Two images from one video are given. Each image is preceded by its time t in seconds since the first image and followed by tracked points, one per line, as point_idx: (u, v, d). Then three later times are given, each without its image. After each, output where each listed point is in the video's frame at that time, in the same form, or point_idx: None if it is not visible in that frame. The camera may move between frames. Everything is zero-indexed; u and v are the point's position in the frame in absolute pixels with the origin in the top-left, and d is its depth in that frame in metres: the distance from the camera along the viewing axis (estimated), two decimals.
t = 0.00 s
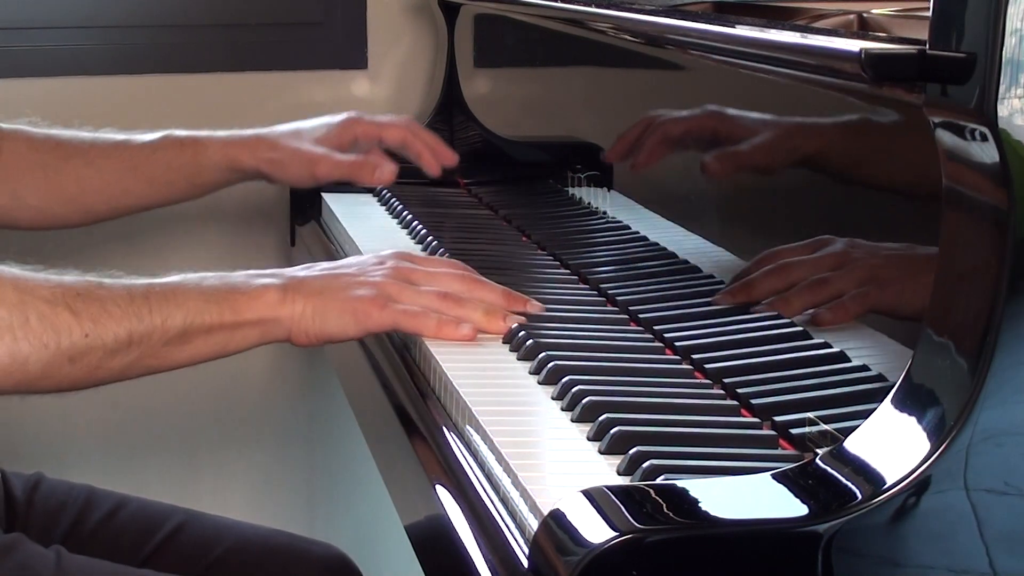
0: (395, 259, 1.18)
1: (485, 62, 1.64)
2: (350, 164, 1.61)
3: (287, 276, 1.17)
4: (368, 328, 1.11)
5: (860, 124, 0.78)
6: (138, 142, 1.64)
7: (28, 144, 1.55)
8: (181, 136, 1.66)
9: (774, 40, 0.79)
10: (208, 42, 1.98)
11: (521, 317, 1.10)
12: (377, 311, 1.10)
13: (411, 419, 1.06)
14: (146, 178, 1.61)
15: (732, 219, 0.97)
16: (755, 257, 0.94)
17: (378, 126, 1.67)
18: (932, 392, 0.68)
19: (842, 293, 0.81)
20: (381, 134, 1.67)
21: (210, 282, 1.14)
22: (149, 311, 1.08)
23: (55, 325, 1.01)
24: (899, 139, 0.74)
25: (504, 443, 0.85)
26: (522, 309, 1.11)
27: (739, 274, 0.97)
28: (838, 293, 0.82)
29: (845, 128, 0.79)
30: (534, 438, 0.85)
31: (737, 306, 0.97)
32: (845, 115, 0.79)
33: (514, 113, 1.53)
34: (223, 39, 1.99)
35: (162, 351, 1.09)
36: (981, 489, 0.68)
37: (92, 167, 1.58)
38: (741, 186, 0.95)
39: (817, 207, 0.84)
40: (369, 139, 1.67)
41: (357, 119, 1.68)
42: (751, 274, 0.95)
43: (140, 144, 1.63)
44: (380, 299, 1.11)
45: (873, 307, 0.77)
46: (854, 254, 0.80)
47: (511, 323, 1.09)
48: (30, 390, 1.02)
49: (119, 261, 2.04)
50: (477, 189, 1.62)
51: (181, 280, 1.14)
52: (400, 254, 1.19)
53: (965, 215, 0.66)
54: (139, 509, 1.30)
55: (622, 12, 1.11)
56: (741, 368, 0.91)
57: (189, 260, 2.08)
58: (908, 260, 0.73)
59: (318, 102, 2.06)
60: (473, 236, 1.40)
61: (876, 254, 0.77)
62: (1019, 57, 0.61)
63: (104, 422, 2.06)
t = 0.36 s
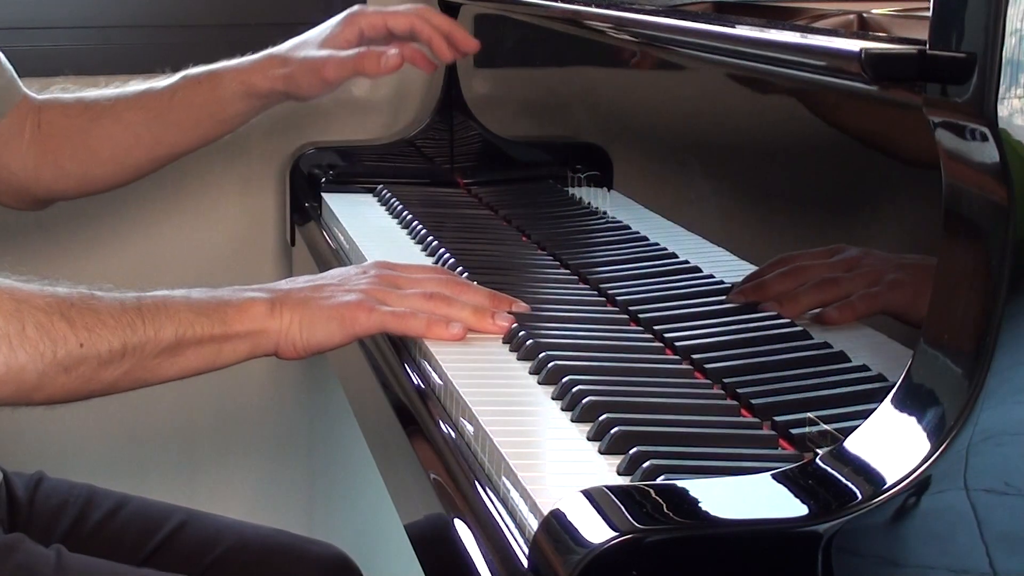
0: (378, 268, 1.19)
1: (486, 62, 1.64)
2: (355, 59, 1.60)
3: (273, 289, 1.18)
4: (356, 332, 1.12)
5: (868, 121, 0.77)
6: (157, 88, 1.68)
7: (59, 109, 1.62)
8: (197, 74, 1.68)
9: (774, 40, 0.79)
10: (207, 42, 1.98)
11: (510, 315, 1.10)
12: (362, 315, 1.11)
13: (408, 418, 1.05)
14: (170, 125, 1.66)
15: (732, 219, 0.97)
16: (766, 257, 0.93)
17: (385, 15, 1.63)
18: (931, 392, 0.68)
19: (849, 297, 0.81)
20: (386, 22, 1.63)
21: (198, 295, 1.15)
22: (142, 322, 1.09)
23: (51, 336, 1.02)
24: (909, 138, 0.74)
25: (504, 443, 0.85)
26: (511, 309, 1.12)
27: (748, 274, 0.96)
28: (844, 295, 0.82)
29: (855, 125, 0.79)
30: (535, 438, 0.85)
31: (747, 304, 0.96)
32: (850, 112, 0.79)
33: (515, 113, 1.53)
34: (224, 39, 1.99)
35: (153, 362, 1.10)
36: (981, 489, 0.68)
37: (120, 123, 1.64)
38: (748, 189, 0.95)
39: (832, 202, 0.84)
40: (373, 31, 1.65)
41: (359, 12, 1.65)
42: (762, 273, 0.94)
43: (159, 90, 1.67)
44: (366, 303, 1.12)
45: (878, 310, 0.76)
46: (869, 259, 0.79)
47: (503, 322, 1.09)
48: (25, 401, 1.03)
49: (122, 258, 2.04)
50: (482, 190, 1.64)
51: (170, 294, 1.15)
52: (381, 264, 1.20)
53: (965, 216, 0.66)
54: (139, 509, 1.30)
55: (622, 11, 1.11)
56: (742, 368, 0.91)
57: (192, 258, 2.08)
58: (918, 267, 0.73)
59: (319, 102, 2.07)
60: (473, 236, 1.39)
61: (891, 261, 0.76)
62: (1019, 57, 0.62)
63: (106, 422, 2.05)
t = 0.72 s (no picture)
0: (396, 196, 1.12)
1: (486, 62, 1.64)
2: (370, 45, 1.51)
3: (286, 219, 1.14)
4: (378, 262, 1.08)
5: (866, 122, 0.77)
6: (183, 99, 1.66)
7: (94, 127, 1.62)
8: (220, 83, 1.65)
9: (774, 40, 0.79)
10: (207, 42, 1.98)
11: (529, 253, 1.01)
12: (383, 247, 1.07)
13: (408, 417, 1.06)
14: (197, 139, 1.64)
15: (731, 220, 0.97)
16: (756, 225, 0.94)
17: None
18: (932, 392, 0.68)
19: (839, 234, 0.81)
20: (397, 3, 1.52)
21: (209, 242, 1.12)
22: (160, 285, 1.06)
23: (76, 326, 1.00)
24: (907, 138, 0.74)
25: (504, 443, 0.85)
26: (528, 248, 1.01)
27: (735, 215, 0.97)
28: (833, 231, 0.82)
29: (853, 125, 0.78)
30: (535, 438, 0.85)
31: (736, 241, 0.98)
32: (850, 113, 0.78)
33: (515, 113, 1.53)
34: (225, 38, 1.99)
35: (180, 323, 1.08)
36: (980, 488, 0.68)
37: (151, 138, 1.63)
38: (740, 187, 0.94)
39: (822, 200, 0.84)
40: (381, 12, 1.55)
41: None
42: (749, 213, 0.95)
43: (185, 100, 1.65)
44: (390, 233, 1.08)
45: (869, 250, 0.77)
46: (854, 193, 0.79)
47: (522, 259, 1.01)
48: (66, 393, 1.02)
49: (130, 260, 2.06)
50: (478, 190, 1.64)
51: (184, 247, 1.11)
52: (399, 191, 1.13)
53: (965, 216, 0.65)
54: (137, 509, 1.30)
55: (622, 11, 1.11)
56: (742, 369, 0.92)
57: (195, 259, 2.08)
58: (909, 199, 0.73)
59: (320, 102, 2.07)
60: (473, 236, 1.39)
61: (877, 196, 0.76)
62: (1018, 57, 0.61)
63: (107, 423, 2.04)
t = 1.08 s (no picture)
0: (380, 260, 1.14)
1: (486, 62, 1.64)
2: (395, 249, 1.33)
3: (273, 284, 1.12)
4: (360, 330, 1.07)
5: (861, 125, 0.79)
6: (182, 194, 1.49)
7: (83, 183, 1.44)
8: (227, 194, 1.49)
9: (774, 40, 0.80)
10: (207, 42, 1.98)
11: (509, 316, 1.09)
12: (365, 312, 1.07)
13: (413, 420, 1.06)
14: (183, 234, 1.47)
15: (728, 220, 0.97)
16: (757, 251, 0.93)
17: (426, 195, 1.35)
18: (931, 392, 0.68)
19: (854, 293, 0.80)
20: (427, 206, 1.35)
21: (197, 300, 1.09)
22: (143, 341, 1.03)
23: (55, 374, 0.97)
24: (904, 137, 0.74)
25: (505, 443, 0.85)
26: (512, 306, 1.10)
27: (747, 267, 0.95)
28: (849, 290, 0.81)
29: (846, 127, 0.80)
30: (534, 439, 0.85)
31: (746, 297, 0.96)
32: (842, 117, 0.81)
33: (514, 113, 1.53)
34: (225, 38, 1.99)
35: (156, 379, 1.05)
36: (981, 488, 0.68)
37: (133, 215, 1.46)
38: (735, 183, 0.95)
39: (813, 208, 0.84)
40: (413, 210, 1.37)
41: (407, 185, 1.37)
42: (762, 267, 0.93)
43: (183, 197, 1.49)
44: (369, 300, 1.08)
45: (884, 308, 0.76)
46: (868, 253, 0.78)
47: (504, 322, 1.09)
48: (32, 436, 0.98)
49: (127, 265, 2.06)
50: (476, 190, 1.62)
51: (170, 302, 1.09)
52: (383, 254, 1.15)
53: (965, 216, 0.66)
54: (138, 509, 1.30)
55: (622, 11, 1.11)
56: (741, 368, 0.91)
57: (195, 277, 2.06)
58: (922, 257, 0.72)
59: (320, 103, 2.08)
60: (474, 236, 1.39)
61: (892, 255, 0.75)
62: (1019, 57, 0.62)
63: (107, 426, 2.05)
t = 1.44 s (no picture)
0: (380, 273, 1.14)
1: (486, 61, 1.64)
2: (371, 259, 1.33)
3: (277, 301, 1.12)
4: (361, 342, 1.08)
5: (865, 126, 0.78)
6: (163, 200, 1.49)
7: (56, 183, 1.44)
8: (201, 201, 1.49)
9: (774, 39, 0.80)
10: (207, 42, 1.98)
11: (510, 316, 1.10)
12: (367, 324, 1.07)
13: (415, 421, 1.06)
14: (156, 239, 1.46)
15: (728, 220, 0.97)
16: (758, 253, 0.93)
17: (401, 205, 1.33)
18: (931, 392, 0.68)
19: (854, 301, 0.80)
20: (400, 216, 1.32)
21: (203, 313, 1.10)
22: (148, 347, 1.03)
23: (61, 371, 0.97)
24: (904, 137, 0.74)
25: (505, 443, 0.85)
26: (513, 306, 1.10)
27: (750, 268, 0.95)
28: (849, 298, 0.81)
29: (850, 127, 0.80)
30: (534, 438, 0.85)
31: (746, 298, 0.96)
32: (845, 117, 0.80)
33: (514, 113, 1.53)
34: (225, 38, 1.99)
35: (161, 384, 1.05)
36: (980, 488, 0.68)
37: (106, 219, 1.45)
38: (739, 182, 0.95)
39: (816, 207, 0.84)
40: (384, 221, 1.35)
41: (381, 196, 1.35)
42: (763, 267, 0.93)
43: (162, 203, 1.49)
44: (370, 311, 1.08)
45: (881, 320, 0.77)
46: (869, 265, 0.78)
47: (504, 322, 1.10)
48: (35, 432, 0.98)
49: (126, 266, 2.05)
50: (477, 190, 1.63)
51: (176, 313, 1.09)
52: (383, 268, 1.16)
53: (964, 216, 0.66)
54: (140, 507, 1.30)
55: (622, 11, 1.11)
56: (741, 368, 0.91)
57: (190, 275, 2.08)
58: (918, 275, 0.72)
59: (319, 103, 2.07)
60: (473, 236, 1.40)
61: (890, 269, 0.75)
62: (1019, 57, 0.62)
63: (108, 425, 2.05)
